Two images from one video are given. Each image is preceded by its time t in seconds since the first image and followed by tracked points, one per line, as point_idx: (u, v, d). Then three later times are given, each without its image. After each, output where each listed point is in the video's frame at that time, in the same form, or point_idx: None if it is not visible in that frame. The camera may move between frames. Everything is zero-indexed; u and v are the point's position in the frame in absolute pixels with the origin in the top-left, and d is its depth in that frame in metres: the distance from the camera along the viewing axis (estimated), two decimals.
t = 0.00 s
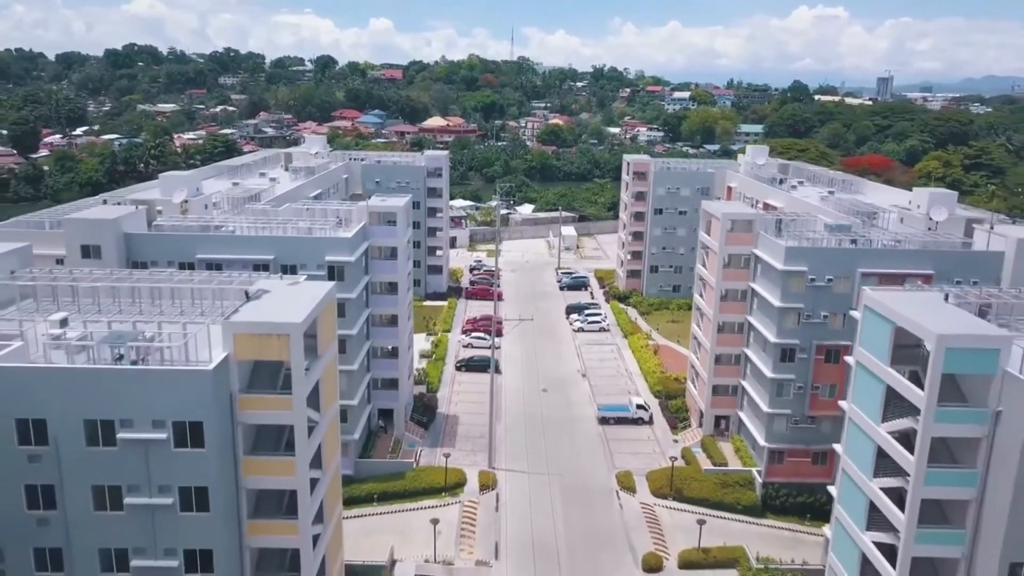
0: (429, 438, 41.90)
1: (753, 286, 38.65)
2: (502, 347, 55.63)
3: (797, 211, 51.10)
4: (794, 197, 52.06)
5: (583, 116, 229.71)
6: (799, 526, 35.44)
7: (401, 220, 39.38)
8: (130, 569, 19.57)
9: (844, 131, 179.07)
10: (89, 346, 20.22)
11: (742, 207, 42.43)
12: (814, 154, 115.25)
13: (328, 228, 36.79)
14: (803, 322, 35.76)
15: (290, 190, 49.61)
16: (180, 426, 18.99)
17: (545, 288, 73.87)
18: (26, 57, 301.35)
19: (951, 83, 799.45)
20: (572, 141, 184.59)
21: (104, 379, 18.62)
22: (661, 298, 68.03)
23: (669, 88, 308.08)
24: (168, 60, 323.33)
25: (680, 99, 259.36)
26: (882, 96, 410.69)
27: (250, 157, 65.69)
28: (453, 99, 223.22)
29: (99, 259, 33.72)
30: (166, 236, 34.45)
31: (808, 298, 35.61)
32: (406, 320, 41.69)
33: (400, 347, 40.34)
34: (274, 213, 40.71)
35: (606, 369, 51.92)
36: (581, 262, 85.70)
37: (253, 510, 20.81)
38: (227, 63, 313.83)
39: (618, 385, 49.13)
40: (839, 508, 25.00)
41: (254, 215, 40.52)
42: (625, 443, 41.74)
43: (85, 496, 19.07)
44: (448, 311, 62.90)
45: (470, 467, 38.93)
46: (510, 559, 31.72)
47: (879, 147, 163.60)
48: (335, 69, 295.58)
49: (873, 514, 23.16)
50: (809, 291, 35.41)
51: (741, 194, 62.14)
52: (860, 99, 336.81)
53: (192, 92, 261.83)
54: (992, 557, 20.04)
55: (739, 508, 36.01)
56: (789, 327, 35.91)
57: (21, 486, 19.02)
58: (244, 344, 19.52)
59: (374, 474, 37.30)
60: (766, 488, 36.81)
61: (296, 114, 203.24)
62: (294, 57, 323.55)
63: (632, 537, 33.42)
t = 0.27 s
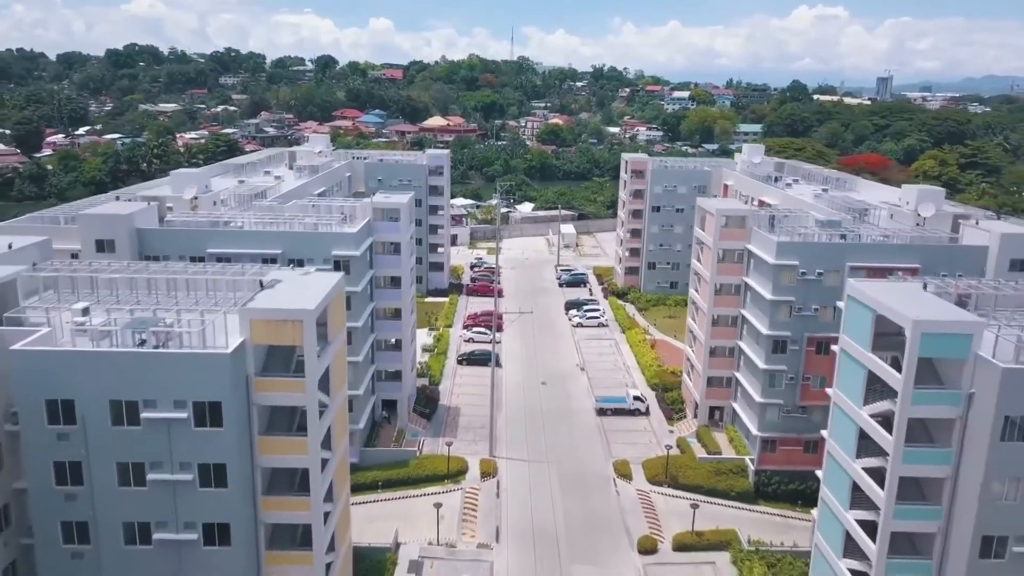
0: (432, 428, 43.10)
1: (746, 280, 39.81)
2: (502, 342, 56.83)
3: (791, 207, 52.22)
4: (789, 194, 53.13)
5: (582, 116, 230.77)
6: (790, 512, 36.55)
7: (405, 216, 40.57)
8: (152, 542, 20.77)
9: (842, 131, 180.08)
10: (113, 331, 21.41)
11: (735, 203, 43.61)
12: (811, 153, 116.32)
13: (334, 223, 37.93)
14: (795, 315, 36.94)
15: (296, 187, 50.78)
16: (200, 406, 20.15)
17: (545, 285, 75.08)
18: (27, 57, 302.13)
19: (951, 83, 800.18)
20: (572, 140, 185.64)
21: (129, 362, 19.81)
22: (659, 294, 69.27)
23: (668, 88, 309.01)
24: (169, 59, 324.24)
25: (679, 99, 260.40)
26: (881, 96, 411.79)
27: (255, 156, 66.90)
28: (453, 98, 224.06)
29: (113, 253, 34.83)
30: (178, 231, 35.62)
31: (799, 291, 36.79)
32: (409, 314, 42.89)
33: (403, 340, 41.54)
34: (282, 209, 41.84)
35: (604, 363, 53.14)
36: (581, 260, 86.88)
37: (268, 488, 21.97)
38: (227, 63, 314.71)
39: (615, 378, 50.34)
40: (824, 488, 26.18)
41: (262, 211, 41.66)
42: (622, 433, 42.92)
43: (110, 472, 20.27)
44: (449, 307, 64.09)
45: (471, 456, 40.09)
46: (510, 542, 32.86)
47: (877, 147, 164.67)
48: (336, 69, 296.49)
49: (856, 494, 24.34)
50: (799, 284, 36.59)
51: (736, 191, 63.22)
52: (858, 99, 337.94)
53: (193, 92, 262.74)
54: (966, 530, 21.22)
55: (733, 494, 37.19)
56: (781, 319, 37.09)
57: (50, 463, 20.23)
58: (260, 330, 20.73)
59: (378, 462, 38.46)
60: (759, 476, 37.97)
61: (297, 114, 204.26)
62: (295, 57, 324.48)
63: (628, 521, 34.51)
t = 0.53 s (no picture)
0: (434, 419, 44.31)
1: (739, 275, 40.99)
2: (503, 337, 58.03)
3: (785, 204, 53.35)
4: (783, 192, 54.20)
5: (582, 116, 231.96)
6: (781, 499, 37.67)
7: (407, 213, 41.73)
8: (171, 518, 21.99)
9: (840, 131, 181.19)
10: (134, 319, 22.60)
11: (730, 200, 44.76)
12: (808, 153, 117.41)
13: (339, 219, 39.12)
14: (786, 307, 38.11)
15: (301, 185, 51.97)
16: (217, 389, 21.32)
17: (544, 282, 76.31)
18: (28, 57, 302.96)
19: (950, 83, 801.30)
20: (572, 140, 186.70)
21: (151, 347, 21.01)
22: (656, 291, 70.50)
23: (667, 88, 309.98)
24: (170, 60, 325.46)
25: (679, 99, 261.57)
26: (880, 97, 413.00)
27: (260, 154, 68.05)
28: (453, 98, 225.01)
29: (126, 248, 36.09)
30: (189, 227, 36.73)
31: (790, 284, 37.96)
32: (412, 308, 44.04)
33: (406, 333, 42.71)
34: (288, 206, 43.02)
35: (602, 357, 54.33)
36: (580, 257, 88.09)
37: (280, 468, 23.13)
38: (228, 62, 315.72)
39: (613, 371, 51.54)
40: (811, 473, 27.21)
41: (268, 208, 42.79)
42: (619, 424, 44.10)
43: (131, 452, 21.49)
44: (450, 303, 65.31)
45: (472, 446, 41.26)
46: (510, 527, 33.99)
47: (875, 147, 165.84)
48: (336, 69, 297.59)
49: (839, 475, 25.50)
50: (790, 278, 37.79)
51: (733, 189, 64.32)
52: (857, 98, 339.29)
53: (194, 92, 263.84)
54: (942, 507, 22.35)
55: (726, 482, 38.19)
56: (773, 312, 38.26)
57: (76, 443, 21.45)
58: (273, 317, 21.88)
59: (382, 451, 39.64)
60: (751, 464, 39.11)
61: (298, 114, 205.32)
62: (295, 57, 325.55)
63: (624, 506, 35.65)
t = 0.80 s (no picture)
0: (436, 412, 45.35)
1: (733, 270, 42.02)
2: (503, 333, 59.03)
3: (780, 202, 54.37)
4: (779, 190, 55.18)
5: (581, 116, 232.97)
6: (775, 489, 38.61)
7: (409, 210, 42.74)
8: (186, 500, 23.00)
9: (839, 131, 182.13)
10: (151, 310, 23.64)
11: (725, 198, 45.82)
12: (806, 152, 118.27)
13: (344, 216, 40.12)
14: (780, 302, 39.10)
15: (305, 184, 52.95)
16: (230, 375, 22.32)
17: (544, 280, 77.36)
18: (30, 57, 303.92)
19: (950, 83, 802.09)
20: (571, 140, 187.59)
21: (168, 336, 22.06)
22: (654, 288, 71.55)
23: (667, 88, 310.81)
24: (171, 60, 326.49)
25: (678, 99, 262.64)
26: (880, 97, 413.85)
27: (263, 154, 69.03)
28: (453, 99, 225.91)
29: (137, 244, 37.07)
30: (198, 224, 37.65)
31: (783, 279, 38.95)
32: (414, 304, 45.04)
33: (409, 328, 43.73)
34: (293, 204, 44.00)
35: (600, 352, 55.36)
36: (579, 256, 89.12)
37: (289, 453, 24.17)
38: (229, 63, 316.56)
39: (611, 366, 52.54)
40: (801, 460, 28.14)
41: (274, 206, 43.77)
42: (617, 416, 45.10)
43: (148, 436, 22.52)
44: (451, 300, 66.34)
45: (473, 438, 42.25)
46: (510, 514, 34.99)
47: (873, 146, 166.81)
48: (337, 70, 298.55)
49: (827, 461, 26.48)
50: (783, 274, 38.79)
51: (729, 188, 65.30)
52: (856, 98, 340.22)
53: (195, 92, 264.82)
54: (924, 489, 23.36)
55: (721, 472, 39.01)
56: (766, 307, 39.26)
57: (96, 427, 22.49)
58: (284, 307, 22.95)
59: (385, 443, 40.65)
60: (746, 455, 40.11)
61: (299, 115, 206.31)
62: (296, 58, 326.54)
63: (621, 495, 36.64)
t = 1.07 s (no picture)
0: (437, 405, 46.49)
1: (727, 266, 43.21)
2: (502, 329, 60.18)
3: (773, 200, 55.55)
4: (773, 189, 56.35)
5: (581, 117, 234.11)
6: (767, 479, 39.68)
7: (412, 208, 43.89)
8: (201, 482, 24.12)
9: (837, 131, 183.29)
10: (167, 300, 24.78)
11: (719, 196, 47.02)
12: (802, 152, 119.41)
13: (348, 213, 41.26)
14: (772, 297, 40.25)
15: (309, 182, 54.04)
16: (243, 362, 23.46)
17: (543, 277, 78.54)
18: (31, 58, 304.96)
19: (950, 83, 803.61)
20: (571, 140, 188.80)
21: (185, 324, 23.22)
22: (652, 285, 72.77)
23: (667, 89, 310.60)
24: (171, 61, 327.65)
25: (678, 99, 263.94)
26: (879, 97, 414.33)
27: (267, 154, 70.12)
28: (454, 99, 227.04)
29: (148, 241, 38.17)
30: (207, 221, 38.74)
31: (774, 274, 40.09)
32: (416, 299, 46.20)
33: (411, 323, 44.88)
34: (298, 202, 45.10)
35: (598, 347, 56.53)
36: (578, 254, 90.31)
37: (299, 437, 25.30)
38: (230, 63, 317.55)
39: (608, 360, 53.70)
40: (790, 446, 29.20)
41: (279, 203, 44.88)
42: (614, 409, 46.23)
43: (166, 420, 23.67)
44: (452, 297, 67.50)
45: (474, 429, 43.39)
46: (510, 501, 36.10)
47: (870, 146, 167.96)
48: (337, 70, 299.62)
49: (813, 446, 27.64)
50: (774, 269, 39.93)
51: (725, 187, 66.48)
52: (855, 99, 341.36)
53: (196, 93, 265.94)
54: (904, 471, 24.49)
55: (715, 462, 40.10)
56: (759, 301, 40.42)
57: (115, 412, 23.64)
58: (294, 297, 24.12)
59: (388, 434, 41.80)
60: (739, 445, 41.20)
61: (300, 115, 207.44)
62: (296, 59, 327.64)
63: (617, 484, 37.75)
